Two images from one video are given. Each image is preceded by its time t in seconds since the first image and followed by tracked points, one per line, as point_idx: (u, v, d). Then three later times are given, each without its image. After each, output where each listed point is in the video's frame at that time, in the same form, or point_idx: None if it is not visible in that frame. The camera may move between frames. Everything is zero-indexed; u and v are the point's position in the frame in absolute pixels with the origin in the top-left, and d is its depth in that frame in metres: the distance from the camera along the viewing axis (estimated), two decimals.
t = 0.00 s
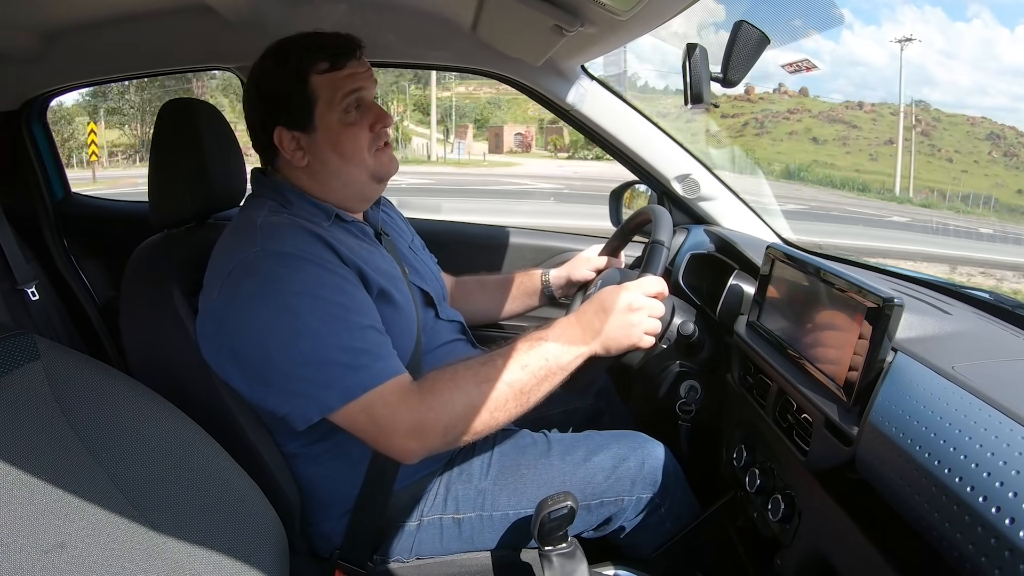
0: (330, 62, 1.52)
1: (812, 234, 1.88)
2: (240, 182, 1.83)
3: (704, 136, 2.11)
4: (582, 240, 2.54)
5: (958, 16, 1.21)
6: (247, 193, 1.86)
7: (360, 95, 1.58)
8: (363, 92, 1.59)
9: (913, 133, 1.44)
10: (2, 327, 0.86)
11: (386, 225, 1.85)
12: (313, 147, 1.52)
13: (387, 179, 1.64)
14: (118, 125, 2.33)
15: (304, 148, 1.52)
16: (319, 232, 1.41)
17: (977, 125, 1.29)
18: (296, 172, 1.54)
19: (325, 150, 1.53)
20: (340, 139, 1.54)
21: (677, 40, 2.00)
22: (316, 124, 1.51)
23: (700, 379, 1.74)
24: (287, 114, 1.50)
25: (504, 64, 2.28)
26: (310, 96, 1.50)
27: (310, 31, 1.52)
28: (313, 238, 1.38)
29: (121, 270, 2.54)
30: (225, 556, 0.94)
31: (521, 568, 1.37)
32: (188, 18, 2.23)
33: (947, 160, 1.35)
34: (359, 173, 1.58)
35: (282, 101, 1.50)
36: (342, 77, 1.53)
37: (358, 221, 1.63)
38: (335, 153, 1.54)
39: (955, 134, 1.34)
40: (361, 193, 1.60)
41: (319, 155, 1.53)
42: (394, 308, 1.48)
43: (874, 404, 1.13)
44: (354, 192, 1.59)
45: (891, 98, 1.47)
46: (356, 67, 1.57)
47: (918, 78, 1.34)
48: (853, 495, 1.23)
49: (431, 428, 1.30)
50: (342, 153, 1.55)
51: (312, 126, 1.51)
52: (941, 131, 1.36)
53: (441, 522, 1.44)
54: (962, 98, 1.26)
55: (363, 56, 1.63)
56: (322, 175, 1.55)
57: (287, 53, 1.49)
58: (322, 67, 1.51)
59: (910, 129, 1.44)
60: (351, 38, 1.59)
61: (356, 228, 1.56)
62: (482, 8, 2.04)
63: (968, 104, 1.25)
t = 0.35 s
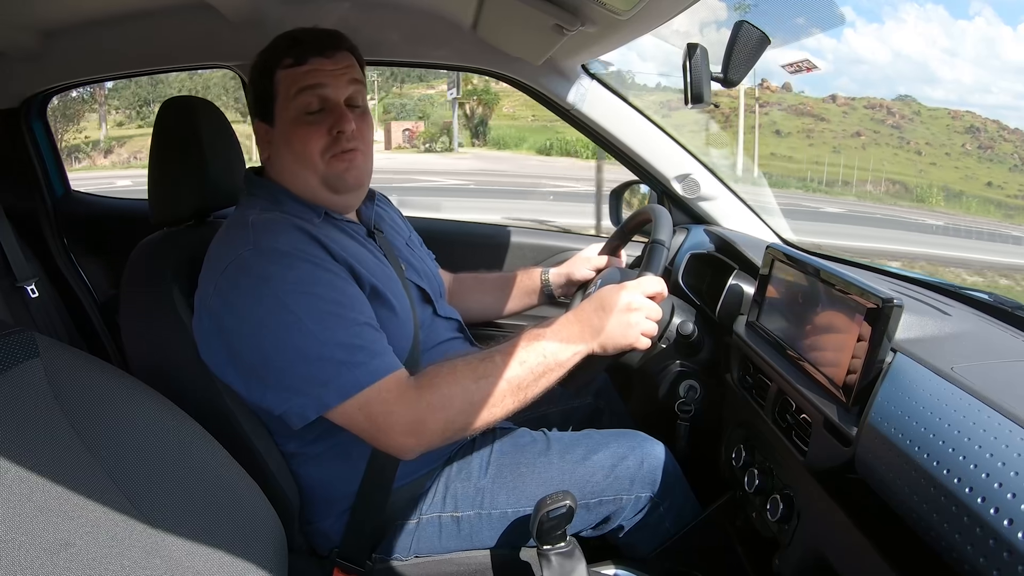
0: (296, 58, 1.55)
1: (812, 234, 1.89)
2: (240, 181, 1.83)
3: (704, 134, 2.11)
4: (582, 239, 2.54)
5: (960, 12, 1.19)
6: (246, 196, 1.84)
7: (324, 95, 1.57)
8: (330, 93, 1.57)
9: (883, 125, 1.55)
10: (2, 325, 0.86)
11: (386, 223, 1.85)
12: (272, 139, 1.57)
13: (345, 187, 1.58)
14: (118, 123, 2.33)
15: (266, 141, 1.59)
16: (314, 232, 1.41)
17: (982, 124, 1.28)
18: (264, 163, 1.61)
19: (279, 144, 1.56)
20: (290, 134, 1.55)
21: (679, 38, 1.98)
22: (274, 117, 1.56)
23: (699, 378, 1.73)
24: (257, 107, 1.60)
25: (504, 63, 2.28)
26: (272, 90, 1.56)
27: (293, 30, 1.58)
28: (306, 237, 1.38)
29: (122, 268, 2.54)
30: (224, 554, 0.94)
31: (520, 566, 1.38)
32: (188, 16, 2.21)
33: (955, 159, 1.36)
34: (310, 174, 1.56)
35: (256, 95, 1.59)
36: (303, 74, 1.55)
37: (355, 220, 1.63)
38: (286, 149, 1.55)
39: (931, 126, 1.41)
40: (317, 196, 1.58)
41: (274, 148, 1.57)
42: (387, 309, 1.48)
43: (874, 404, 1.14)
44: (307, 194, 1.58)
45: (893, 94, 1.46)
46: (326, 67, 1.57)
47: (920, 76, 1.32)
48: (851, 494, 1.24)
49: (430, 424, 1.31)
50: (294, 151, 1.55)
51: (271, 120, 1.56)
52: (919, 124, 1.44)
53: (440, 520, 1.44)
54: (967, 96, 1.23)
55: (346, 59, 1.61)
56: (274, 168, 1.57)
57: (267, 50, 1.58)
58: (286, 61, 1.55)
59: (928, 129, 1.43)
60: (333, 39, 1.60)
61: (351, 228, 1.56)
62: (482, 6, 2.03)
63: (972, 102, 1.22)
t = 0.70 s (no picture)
0: (304, 67, 1.55)
1: (811, 237, 1.89)
2: (240, 186, 1.83)
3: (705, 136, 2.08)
4: (582, 242, 2.55)
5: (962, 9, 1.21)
6: (246, 197, 1.85)
7: (333, 103, 1.57)
8: (340, 101, 1.57)
9: (863, 123, 1.60)
10: (2, 328, 0.86)
11: (390, 230, 1.85)
12: (282, 150, 1.56)
13: (358, 195, 1.58)
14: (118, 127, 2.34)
15: (276, 151, 1.58)
16: (314, 243, 1.40)
17: (982, 124, 1.30)
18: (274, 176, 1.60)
19: (289, 154, 1.55)
20: (301, 144, 1.54)
21: (680, 37, 2.01)
22: (284, 127, 1.56)
23: (699, 381, 1.73)
24: (266, 118, 1.59)
25: (504, 66, 2.28)
26: (280, 100, 1.56)
27: (300, 38, 1.58)
28: (311, 251, 1.38)
29: (122, 271, 2.54)
30: (224, 557, 0.93)
31: (521, 570, 1.37)
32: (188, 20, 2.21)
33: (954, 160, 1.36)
34: (321, 183, 1.55)
35: (264, 106, 1.59)
36: (313, 83, 1.55)
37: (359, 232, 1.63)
38: (296, 159, 1.54)
39: (918, 124, 1.46)
40: (329, 206, 1.57)
41: (284, 159, 1.56)
42: (393, 317, 1.48)
43: (874, 407, 1.14)
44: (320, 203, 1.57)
45: (895, 91, 1.46)
46: (333, 74, 1.57)
47: (921, 75, 1.34)
48: (851, 497, 1.24)
49: (434, 440, 1.30)
50: (305, 161, 1.54)
51: (281, 130, 1.56)
52: (897, 118, 1.51)
53: (441, 524, 1.44)
54: (970, 93, 1.25)
55: (355, 67, 1.62)
56: (287, 179, 1.56)
57: (273, 61, 1.58)
58: (294, 71, 1.55)
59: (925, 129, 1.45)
60: (341, 47, 1.60)
61: (355, 239, 1.57)
62: (483, 9, 2.03)
63: (975, 99, 1.24)
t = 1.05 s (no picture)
0: (336, 57, 1.53)
1: (812, 230, 1.89)
2: (239, 186, 1.82)
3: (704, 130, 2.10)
4: (583, 238, 2.55)
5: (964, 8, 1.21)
6: (246, 195, 1.85)
7: (365, 92, 1.57)
8: (369, 90, 1.58)
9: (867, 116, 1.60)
10: (3, 330, 0.86)
11: (391, 230, 1.85)
12: (314, 141, 1.52)
13: (387, 179, 1.62)
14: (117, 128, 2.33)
15: (306, 143, 1.52)
16: (316, 240, 1.40)
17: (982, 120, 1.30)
18: (299, 167, 1.54)
19: (327, 144, 1.52)
20: (342, 133, 1.53)
21: (682, 35, 1.98)
22: (319, 117, 1.51)
23: (701, 375, 1.73)
24: (290, 108, 1.50)
25: (503, 63, 2.28)
26: (314, 88, 1.50)
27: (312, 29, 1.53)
28: (314, 247, 1.38)
29: (122, 272, 2.54)
30: (229, 557, 0.93)
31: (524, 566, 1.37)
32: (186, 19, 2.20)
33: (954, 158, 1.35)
34: (360, 172, 1.56)
35: (286, 95, 1.49)
36: (347, 73, 1.53)
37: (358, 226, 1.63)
38: (336, 148, 1.53)
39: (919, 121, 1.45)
40: (362, 193, 1.59)
41: (320, 149, 1.52)
42: (395, 315, 1.48)
43: (875, 400, 1.14)
44: (352, 190, 1.57)
45: (892, 92, 1.46)
46: (362, 65, 1.58)
47: (923, 72, 1.33)
48: (853, 490, 1.24)
49: (438, 433, 1.31)
50: (344, 150, 1.53)
51: (315, 120, 1.50)
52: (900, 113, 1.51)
53: (444, 520, 1.44)
54: (971, 92, 1.25)
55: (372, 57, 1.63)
56: (321, 170, 1.54)
57: (295, 48, 1.50)
58: (327, 61, 1.51)
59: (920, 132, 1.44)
60: (360, 39, 1.60)
61: (356, 237, 1.56)
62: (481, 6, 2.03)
63: (977, 99, 1.25)
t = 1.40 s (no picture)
0: (348, 51, 1.54)
1: (812, 230, 1.88)
2: (240, 182, 1.82)
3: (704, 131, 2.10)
4: (583, 236, 2.55)
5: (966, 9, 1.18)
6: (247, 190, 1.85)
7: (377, 86, 1.58)
8: (381, 84, 1.60)
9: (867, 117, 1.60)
10: (2, 324, 0.86)
11: (391, 226, 1.84)
12: (327, 131, 1.51)
13: (394, 172, 1.63)
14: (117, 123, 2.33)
15: (317, 133, 1.51)
16: (319, 231, 1.40)
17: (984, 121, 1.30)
18: (309, 157, 1.53)
19: (339, 135, 1.52)
20: (355, 124, 1.53)
21: (684, 36, 1.99)
22: (331, 107, 1.50)
23: (700, 374, 1.74)
24: (302, 98, 1.49)
25: (504, 60, 2.28)
26: (328, 79, 1.50)
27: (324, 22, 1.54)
28: (315, 240, 1.38)
29: (121, 267, 2.54)
30: (226, 554, 0.93)
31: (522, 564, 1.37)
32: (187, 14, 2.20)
33: (954, 160, 1.36)
34: (371, 162, 1.57)
35: (298, 85, 1.49)
36: (360, 67, 1.55)
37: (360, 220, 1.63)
38: (348, 139, 1.53)
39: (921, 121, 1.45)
40: (371, 184, 1.59)
41: (332, 140, 1.52)
42: (396, 308, 1.48)
43: (874, 400, 1.14)
44: (361, 181, 1.57)
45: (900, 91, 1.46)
46: (372, 59, 1.59)
47: (924, 73, 1.33)
48: (851, 489, 1.24)
49: (435, 429, 1.31)
50: (357, 140, 1.54)
51: (327, 111, 1.50)
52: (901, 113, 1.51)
53: (442, 518, 1.44)
54: (973, 94, 1.22)
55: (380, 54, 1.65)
56: (334, 160, 1.54)
57: (307, 41, 1.50)
58: (340, 54, 1.52)
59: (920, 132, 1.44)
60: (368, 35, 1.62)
61: (358, 231, 1.55)
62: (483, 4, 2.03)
63: (978, 100, 1.22)
